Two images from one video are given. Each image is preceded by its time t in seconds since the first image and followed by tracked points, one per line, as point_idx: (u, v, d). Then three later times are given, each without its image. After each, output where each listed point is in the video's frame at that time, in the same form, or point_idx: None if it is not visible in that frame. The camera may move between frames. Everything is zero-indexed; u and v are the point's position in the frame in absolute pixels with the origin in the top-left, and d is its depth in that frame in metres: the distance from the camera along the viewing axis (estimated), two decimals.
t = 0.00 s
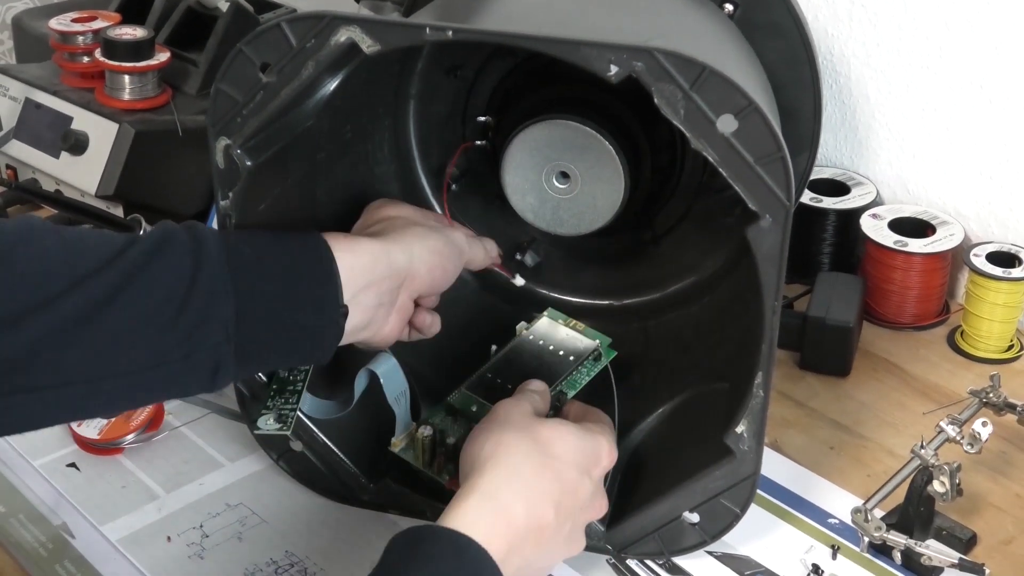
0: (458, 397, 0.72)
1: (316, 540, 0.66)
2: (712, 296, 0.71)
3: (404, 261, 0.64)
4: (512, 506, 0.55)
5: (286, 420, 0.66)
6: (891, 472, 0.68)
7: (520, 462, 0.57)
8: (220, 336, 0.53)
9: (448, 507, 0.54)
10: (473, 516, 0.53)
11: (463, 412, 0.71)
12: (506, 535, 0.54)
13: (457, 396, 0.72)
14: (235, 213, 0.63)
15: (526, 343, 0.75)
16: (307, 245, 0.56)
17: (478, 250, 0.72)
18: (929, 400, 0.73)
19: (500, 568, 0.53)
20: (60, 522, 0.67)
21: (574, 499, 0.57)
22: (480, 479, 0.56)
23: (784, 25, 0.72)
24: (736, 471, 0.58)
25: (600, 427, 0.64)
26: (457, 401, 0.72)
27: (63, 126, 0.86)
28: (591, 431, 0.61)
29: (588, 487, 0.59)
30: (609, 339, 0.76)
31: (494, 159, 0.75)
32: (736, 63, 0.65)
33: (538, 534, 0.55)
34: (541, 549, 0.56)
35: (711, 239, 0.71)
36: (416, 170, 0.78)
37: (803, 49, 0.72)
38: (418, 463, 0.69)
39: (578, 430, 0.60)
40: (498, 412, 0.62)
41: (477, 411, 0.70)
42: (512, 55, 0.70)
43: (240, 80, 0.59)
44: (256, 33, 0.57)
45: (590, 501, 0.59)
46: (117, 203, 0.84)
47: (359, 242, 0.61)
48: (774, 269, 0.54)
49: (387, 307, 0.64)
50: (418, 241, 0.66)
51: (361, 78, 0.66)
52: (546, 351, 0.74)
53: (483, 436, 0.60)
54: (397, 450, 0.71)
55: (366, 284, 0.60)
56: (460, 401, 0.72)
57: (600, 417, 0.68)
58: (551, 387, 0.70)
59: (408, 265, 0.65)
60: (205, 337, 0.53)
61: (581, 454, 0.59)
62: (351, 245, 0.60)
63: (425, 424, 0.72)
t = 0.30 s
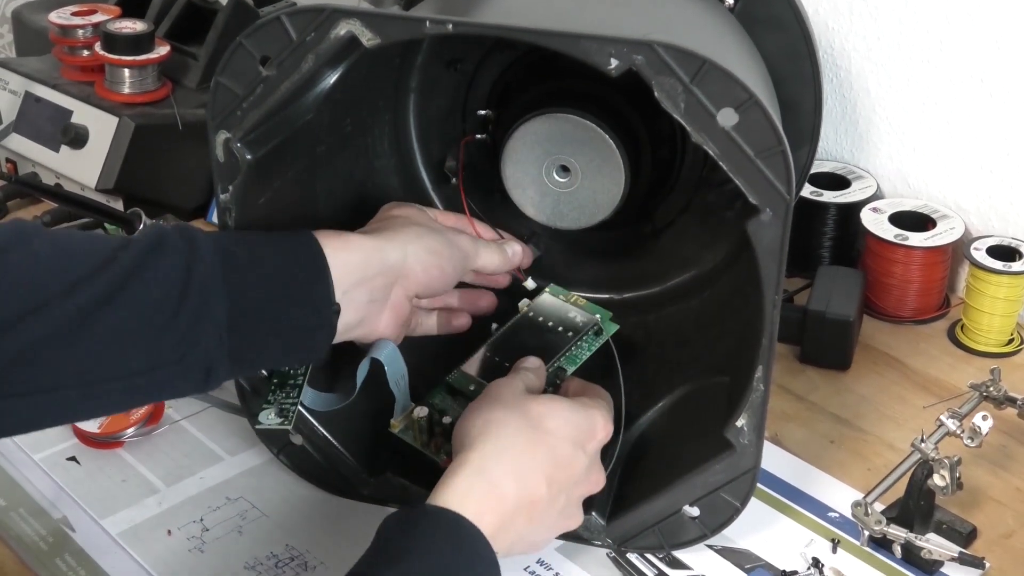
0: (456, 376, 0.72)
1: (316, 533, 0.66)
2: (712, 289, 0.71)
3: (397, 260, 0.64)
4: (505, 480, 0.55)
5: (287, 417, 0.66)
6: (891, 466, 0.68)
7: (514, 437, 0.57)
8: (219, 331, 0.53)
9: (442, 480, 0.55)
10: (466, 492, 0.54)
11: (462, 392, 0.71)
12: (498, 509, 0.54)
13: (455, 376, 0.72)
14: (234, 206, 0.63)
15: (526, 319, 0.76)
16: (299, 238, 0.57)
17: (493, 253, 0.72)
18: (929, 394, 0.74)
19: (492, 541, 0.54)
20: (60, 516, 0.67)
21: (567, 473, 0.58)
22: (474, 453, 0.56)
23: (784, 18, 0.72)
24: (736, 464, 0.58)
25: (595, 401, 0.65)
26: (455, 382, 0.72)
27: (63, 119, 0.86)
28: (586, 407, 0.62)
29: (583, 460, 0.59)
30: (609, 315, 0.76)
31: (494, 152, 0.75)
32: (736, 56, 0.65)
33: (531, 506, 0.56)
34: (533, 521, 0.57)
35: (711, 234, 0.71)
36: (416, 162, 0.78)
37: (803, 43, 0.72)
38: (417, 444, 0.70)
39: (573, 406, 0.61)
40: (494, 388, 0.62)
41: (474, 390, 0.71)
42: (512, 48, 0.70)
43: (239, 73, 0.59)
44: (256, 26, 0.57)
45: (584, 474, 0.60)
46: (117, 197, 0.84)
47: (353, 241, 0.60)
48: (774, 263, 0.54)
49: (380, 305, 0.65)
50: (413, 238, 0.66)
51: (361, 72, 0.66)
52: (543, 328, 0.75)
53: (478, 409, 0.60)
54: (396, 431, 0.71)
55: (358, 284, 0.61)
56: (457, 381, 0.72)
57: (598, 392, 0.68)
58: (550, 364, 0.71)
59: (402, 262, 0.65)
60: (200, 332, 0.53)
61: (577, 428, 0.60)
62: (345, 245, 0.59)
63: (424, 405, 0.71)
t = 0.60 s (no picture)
0: (466, 364, 0.73)
1: (316, 528, 0.66)
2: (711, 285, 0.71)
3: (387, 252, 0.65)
4: (500, 458, 0.56)
5: (315, 399, 0.67)
6: (890, 461, 0.68)
7: (509, 418, 0.58)
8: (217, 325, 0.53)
9: (438, 460, 0.56)
10: (463, 469, 0.55)
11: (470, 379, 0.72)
12: (494, 485, 0.55)
13: (467, 365, 0.74)
14: (232, 200, 0.63)
15: (535, 303, 0.77)
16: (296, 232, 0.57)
17: (489, 258, 0.71)
18: (929, 389, 0.74)
19: (488, 518, 0.54)
20: (60, 511, 0.67)
21: (568, 448, 0.58)
22: (470, 431, 0.57)
23: (783, 14, 0.72)
24: (732, 459, 0.58)
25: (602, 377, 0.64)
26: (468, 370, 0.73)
27: (63, 115, 0.86)
28: (589, 383, 0.62)
29: (585, 435, 0.59)
30: (618, 292, 0.76)
31: (492, 146, 0.75)
32: (735, 51, 0.65)
33: (531, 483, 0.56)
34: (536, 496, 0.57)
35: (710, 229, 0.71)
36: (415, 157, 0.78)
37: (802, 38, 0.72)
38: (429, 433, 0.70)
39: (573, 384, 0.61)
40: (496, 370, 0.63)
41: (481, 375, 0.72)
42: (511, 43, 0.70)
43: (236, 67, 0.58)
44: (252, 20, 0.57)
45: (587, 448, 0.59)
46: (117, 192, 0.84)
47: (342, 229, 0.61)
48: (768, 259, 0.54)
49: (369, 294, 0.66)
50: (404, 231, 0.66)
51: (359, 67, 0.66)
52: (549, 311, 0.75)
53: (479, 393, 0.61)
54: (410, 423, 0.71)
55: (346, 273, 0.62)
56: (469, 368, 0.73)
57: (609, 369, 0.68)
58: (556, 343, 0.72)
59: (391, 254, 0.66)
60: (200, 326, 0.53)
61: (578, 404, 0.60)
62: (332, 232, 0.60)
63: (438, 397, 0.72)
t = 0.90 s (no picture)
0: (466, 359, 0.74)
1: (317, 526, 0.66)
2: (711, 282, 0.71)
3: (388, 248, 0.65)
4: (506, 458, 0.56)
5: (313, 395, 0.67)
6: (890, 458, 0.68)
7: (514, 418, 0.58)
8: (217, 322, 0.53)
9: (444, 463, 0.56)
10: (469, 471, 0.55)
11: (472, 374, 0.73)
12: (503, 485, 0.55)
13: (467, 361, 0.74)
14: (232, 197, 0.63)
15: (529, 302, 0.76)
16: (294, 227, 0.56)
17: (488, 250, 0.72)
18: (930, 386, 0.74)
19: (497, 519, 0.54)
20: (60, 507, 0.67)
21: (573, 447, 0.58)
22: (475, 432, 0.57)
23: (784, 10, 0.72)
24: (733, 455, 0.58)
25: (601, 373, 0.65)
26: (468, 365, 0.74)
27: (62, 111, 0.86)
28: (590, 380, 0.62)
29: (587, 433, 0.59)
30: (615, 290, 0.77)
31: (492, 142, 0.75)
32: (735, 48, 0.65)
33: (538, 483, 0.56)
34: (543, 496, 0.57)
35: (710, 226, 0.71)
36: (415, 153, 0.78)
37: (803, 35, 0.72)
38: (430, 426, 0.71)
39: (575, 382, 0.61)
40: (497, 371, 0.63)
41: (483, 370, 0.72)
42: (511, 40, 0.70)
43: (236, 64, 0.58)
44: (252, 17, 0.57)
45: (589, 446, 0.60)
46: (117, 188, 0.84)
47: (342, 224, 0.61)
48: (768, 256, 0.54)
49: (368, 292, 0.66)
50: (404, 227, 0.66)
51: (359, 63, 0.66)
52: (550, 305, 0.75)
53: (481, 393, 0.61)
54: (409, 417, 0.72)
55: (345, 270, 0.62)
56: (469, 364, 0.74)
57: (610, 366, 0.68)
58: (557, 340, 0.72)
59: (390, 251, 0.66)
60: (199, 323, 0.53)
61: (581, 402, 0.60)
62: (331, 228, 0.60)
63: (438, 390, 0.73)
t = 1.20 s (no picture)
0: (469, 356, 0.74)
1: (316, 523, 0.66)
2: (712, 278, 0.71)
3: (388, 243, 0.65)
4: (506, 457, 0.56)
5: (314, 393, 0.67)
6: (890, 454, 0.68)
7: (513, 417, 0.58)
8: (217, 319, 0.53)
9: (443, 463, 0.56)
10: (468, 470, 0.55)
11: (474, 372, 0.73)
12: (502, 485, 0.55)
13: (471, 358, 0.74)
14: (232, 194, 0.63)
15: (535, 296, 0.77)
16: (293, 224, 0.56)
17: (494, 251, 0.72)
18: (930, 383, 0.74)
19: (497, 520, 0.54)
20: (60, 504, 0.67)
21: (573, 446, 0.58)
22: (474, 432, 0.57)
23: (784, 7, 0.72)
24: (732, 452, 0.58)
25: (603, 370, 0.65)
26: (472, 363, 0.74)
27: (62, 108, 0.86)
28: (589, 378, 0.62)
29: (585, 431, 0.59)
30: (623, 283, 0.77)
31: (491, 138, 0.76)
32: (734, 44, 0.65)
33: (537, 483, 0.56)
34: (542, 495, 0.57)
35: (709, 222, 0.71)
36: (415, 150, 0.78)
37: (803, 32, 0.72)
38: (433, 426, 0.71)
39: (575, 380, 0.61)
40: (496, 370, 0.63)
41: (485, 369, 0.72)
42: (510, 36, 0.70)
43: (235, 60, 0.58)
44: (252, 14, 0.56)
45: (589, 444, 0.60)
46: (117, 185, 0.84)
47: (339, 221, 0.61)
48: (768, 253, 0.54)
49: (362, 288, 0.66)
50: (404, 223, 0.66)
51: (359, 60, 0.66)
52: (555, 301, 0.76)
53: (480, 391, 0.61)
54: (415, 417, 0.72)
55: (342, 267, 0.62)
56: (473, 361, 0.74)
57: (612, 361, 0.68)
58: (562, 338, 0.72)
59: (389, 249, 0.66)
60: (198, 319, 0.53)
61: (580, 401, 0.60)
62: (329, 224, 0.60)
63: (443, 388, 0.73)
